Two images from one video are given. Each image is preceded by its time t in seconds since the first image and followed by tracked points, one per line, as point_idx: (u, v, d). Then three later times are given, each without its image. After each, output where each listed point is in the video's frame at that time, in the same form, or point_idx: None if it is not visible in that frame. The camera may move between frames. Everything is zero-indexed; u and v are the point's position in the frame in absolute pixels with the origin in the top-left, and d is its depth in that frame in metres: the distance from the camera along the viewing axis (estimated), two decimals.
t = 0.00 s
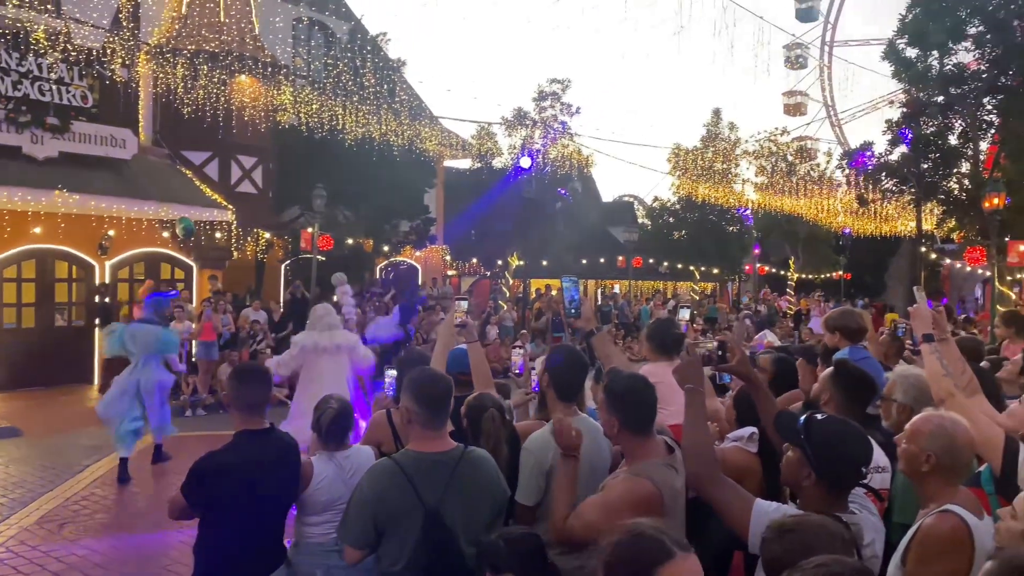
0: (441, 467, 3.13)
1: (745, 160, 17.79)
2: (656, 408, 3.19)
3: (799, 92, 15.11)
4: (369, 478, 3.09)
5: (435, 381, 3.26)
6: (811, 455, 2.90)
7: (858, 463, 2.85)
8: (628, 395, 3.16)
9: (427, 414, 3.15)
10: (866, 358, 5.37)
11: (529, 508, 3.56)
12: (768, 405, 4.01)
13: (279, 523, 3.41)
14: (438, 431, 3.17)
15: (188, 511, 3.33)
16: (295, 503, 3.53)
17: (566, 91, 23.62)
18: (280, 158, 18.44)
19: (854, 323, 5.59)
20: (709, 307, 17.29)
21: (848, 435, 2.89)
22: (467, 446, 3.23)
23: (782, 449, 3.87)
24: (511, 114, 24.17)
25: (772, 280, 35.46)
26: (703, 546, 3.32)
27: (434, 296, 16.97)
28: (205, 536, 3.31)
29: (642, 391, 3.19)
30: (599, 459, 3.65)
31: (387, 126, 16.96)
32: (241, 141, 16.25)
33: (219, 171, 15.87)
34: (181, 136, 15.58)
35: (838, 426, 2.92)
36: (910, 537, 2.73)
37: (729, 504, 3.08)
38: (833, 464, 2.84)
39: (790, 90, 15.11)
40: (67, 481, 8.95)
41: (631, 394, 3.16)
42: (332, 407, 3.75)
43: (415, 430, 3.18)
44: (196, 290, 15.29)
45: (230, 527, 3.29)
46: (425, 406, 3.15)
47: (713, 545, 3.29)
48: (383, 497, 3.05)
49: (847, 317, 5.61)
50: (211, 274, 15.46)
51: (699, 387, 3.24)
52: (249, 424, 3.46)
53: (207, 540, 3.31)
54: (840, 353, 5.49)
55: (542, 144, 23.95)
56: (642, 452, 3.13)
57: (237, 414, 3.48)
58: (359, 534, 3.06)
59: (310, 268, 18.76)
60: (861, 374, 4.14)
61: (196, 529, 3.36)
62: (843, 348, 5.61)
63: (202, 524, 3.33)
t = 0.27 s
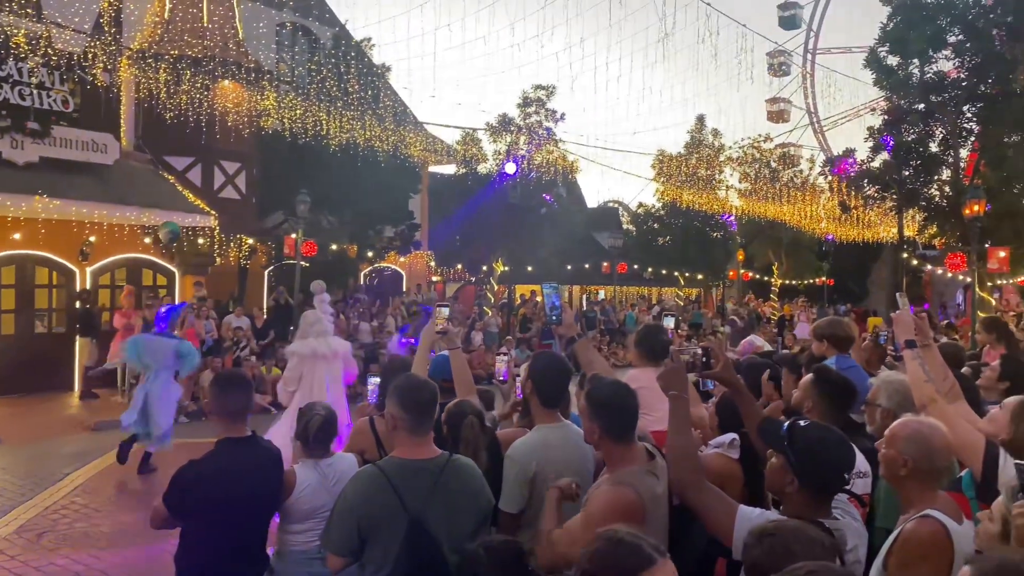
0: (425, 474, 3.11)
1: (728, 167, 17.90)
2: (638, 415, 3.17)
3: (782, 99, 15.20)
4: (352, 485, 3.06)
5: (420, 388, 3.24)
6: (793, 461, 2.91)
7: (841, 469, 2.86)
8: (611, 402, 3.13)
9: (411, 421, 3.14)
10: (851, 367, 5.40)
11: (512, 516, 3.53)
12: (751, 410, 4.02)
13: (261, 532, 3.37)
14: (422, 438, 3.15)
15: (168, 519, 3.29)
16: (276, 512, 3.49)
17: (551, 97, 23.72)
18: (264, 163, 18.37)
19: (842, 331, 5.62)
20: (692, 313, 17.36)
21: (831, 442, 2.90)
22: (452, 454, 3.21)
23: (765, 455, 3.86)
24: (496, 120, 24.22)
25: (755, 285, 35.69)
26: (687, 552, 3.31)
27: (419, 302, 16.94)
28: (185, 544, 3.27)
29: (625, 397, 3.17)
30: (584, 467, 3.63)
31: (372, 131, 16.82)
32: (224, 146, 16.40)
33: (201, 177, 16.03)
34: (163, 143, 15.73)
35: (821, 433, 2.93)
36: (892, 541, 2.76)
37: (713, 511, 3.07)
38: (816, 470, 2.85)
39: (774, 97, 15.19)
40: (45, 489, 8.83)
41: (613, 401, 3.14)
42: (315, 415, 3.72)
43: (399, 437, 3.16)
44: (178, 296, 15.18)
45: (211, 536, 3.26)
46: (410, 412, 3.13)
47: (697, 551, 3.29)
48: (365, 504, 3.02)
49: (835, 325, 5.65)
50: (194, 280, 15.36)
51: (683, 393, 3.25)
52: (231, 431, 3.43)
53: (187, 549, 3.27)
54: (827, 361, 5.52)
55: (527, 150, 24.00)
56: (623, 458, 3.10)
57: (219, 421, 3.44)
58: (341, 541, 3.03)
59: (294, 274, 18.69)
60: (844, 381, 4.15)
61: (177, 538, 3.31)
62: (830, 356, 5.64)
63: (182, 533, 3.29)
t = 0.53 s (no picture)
0: (411, 481, 3.09)
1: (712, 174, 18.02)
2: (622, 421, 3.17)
3: (766, 106, 15.31)
4: (336, 493, 3.04)
5: (405, 394, 3.23)
6: (778, 467, 2.92)
7: (825, 475, 2.87)
8: (594, 408, 3.13)
9: (397, 427, 3.12)
10: (836, 371, 5.43)
11: (497, 523, 3.51)
12: (737, 417, 4.01)
13: (244, 540, 3.33)
14: (408, 445, 3.14)
15: (150, 527, 3.25)
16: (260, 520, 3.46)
17: (536, 103, 23.84)
18: (249, 169, 18.32)
19: (825, 333, 5.67)
20: (678, 318, 17.43)
21: (815, 448, 2.91)
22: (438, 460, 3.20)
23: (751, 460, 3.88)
24: (482, 126, 24.30)
25: (740, 291, 35.91)
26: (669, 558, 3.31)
27: (404, 308, 16.94)
28: (167, 553, 3.23)
29: (608, 403, 3.17)
30: (569, 472, 3.63)
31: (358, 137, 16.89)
32: (209, 152, 16.39)
33: (185, 182, 16.04)
34: (148, 150, 15.81)
35: (805, 438, 2.94)
36: (874, 547, 2.77)
37: (697, 517, 3.07)
38: (800, 475, 2.86)
39: (758, 104, 15.29)
40: (25, 498, 8.71)
41: (597, 407, 3.14)
42: (300, 421, 3.69)
43: (384, 444, 3.14)
44: (162, 302, 15.08)
45: (194, 544, 3.22)
46: (395, 418, 3.11)
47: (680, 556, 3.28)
48: (350, 511, 3.00)
49: (819, 329, 5.69)
50: (178, 286, 15.27)
51: (668, 399, 3.25)
52: (214, 439, 3.39)
53: (169, 558, 3.22)
54: (811, 364, 5.55)
55: (513, 156, 24.06)
56: (606, 464, 3.10)
57: (202, 428, 3.41)
58: (324, 549, 3.00)
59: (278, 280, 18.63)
60: (825, 386, 4.18)
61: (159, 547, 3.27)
62: (814, 358, 5.66)
63: (165, 541, 3.25)
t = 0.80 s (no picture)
0: (400, 487, 3.10)
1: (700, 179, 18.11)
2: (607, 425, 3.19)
3: (753, 112, 15.40)
4: (326, 498, 3.04)
5: (394, 400, 3.23)
6: (766, 471, 2.94)
7: (812, 478, 2.89)
8: (579, 412, 3.14)
9: (386, 433, 3.12)
10: (819, 374, 5.46)
11: (486, 528, 3.51)
12: (726, 423, 4.02)
13: (233, 547, 3.32)
14: (398, 451, 3.14)
15: (138, 534, 3.23)
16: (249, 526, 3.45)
17: (525, 109, 23.90)
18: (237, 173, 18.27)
19: (806, 338, 5.73)
20: (665, 324, 17.50)
21: (802, 451, 2.93)
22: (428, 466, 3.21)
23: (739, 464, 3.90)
24: (471, 131, 24.35)
25: (728, 296, 36.08)
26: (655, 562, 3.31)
27: (392, 313, 16.93)
28: (154, 561, 3.21)
29: (593, 407, 3.19)
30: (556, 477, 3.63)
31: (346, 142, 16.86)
32: (197, 157, 16.36)
33: (173, 187, 16.01)
34: (134, 153, 15.76)
35: (792, 442, 2.96)
36: (861, 548, 2.79)
37: (686, 522, 3.09)
38: (787, 479, 2.88)
39: (745, 110, 15.37)
40: (9, 504, 8.64)
41: (581, 411, 3.15)
42: (288, 427, 3.69)
43: (373, 449, 3.14)
44: (149, 307, 15.00)
45: (182, 551, 3.21)
46: (385, 424, 3.12)
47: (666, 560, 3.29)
48: (341, 517, 3.00)
49: (800, 333, 5.73)
50: (165, 291, 15.21)
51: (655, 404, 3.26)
52: (202, 445, 3.37)
53: (156, 565, 3.20)
54: (794, 368, 5.57)
55: (502, 161, 24.09)
56: (591, 468, 3.11)
57: (191, 435, 3.39)
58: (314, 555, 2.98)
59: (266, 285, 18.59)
60: (810, 390, 4.21)
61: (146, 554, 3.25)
62: (794, 362, 5.68)
63: (152, 549, 3.23)
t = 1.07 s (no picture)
0: (391, 491, 3.10)
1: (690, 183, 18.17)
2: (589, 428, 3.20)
3: (743, 117, 15.46)
4: (315, 503, 3.03)
5: (386, 404, 3.23)
6: (755, 476, 2.95)
7: (803, 482, 2.91)
8: (562, 415, 3.14)
9: (378, 437, 3.12)
10: (804, 379, 5.50)
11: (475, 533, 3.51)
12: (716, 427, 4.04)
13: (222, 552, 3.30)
14: (389, 456, 3.14)
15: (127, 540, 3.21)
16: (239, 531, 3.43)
17: (515, 114, 23.97)
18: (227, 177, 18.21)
19: (788, 344, 5.76)
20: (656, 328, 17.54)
21: (792, 455, 2.95)
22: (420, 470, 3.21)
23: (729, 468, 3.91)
24: (462, 136, 24.37)
25: (717, 301, 36.20)
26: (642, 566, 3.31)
27: (382, 317, 16.91)
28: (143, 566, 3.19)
29: (575, 410, 3.19)
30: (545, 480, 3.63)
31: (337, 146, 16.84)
32: (187, 160, 16.30)
33: (162, 192, 15.96)
34: (123, 159, 15.77)
35: (781, 447, 2.98)
36: (850, 551, 2.81)
37: (675, 525, 3.09)
38: (776, 483, 2.90)
39: (735, 115, 15.42)
40: None
41: (563, 414, 3.15)
42: (278, 432, 3.68)
43: (365, 454, 3.13)
44: (137, 311, 14.92)
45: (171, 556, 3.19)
46: (377, 428, 3.11)
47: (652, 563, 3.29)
48: (332, 522, 2.99)
49: (783, 339, 5.75)
50: (154, 296, 15.13)
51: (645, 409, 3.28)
52: (192, 450, 3.37)
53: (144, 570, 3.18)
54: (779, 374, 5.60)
55: (493, 166, 24.09)
56: (574, 471, 3.10)
57: (181, 440, 3.39)
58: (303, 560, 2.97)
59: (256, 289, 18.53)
60: (797, 393, 4.23)
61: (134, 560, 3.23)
62: (779, 368, 5.72)
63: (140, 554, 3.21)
